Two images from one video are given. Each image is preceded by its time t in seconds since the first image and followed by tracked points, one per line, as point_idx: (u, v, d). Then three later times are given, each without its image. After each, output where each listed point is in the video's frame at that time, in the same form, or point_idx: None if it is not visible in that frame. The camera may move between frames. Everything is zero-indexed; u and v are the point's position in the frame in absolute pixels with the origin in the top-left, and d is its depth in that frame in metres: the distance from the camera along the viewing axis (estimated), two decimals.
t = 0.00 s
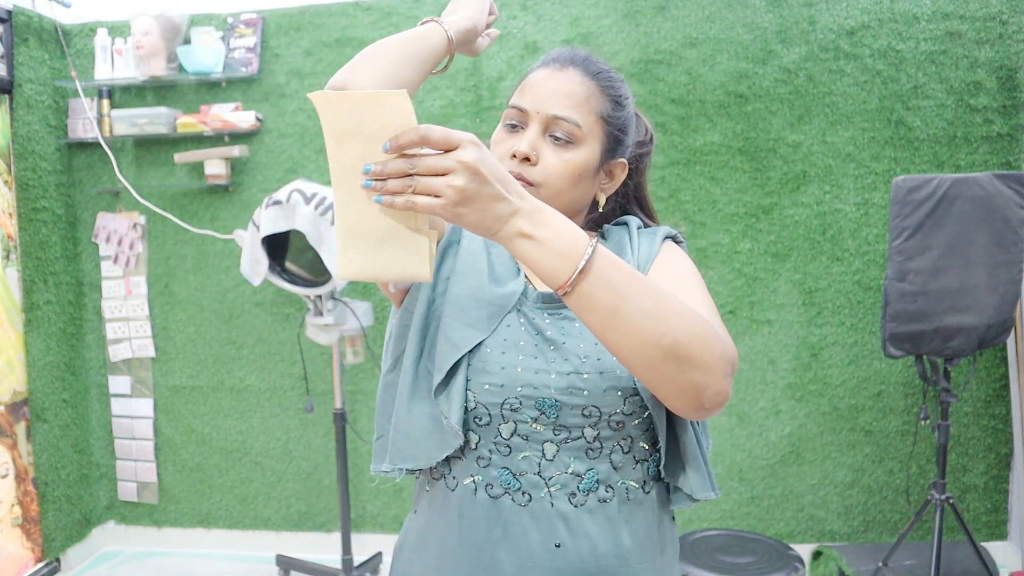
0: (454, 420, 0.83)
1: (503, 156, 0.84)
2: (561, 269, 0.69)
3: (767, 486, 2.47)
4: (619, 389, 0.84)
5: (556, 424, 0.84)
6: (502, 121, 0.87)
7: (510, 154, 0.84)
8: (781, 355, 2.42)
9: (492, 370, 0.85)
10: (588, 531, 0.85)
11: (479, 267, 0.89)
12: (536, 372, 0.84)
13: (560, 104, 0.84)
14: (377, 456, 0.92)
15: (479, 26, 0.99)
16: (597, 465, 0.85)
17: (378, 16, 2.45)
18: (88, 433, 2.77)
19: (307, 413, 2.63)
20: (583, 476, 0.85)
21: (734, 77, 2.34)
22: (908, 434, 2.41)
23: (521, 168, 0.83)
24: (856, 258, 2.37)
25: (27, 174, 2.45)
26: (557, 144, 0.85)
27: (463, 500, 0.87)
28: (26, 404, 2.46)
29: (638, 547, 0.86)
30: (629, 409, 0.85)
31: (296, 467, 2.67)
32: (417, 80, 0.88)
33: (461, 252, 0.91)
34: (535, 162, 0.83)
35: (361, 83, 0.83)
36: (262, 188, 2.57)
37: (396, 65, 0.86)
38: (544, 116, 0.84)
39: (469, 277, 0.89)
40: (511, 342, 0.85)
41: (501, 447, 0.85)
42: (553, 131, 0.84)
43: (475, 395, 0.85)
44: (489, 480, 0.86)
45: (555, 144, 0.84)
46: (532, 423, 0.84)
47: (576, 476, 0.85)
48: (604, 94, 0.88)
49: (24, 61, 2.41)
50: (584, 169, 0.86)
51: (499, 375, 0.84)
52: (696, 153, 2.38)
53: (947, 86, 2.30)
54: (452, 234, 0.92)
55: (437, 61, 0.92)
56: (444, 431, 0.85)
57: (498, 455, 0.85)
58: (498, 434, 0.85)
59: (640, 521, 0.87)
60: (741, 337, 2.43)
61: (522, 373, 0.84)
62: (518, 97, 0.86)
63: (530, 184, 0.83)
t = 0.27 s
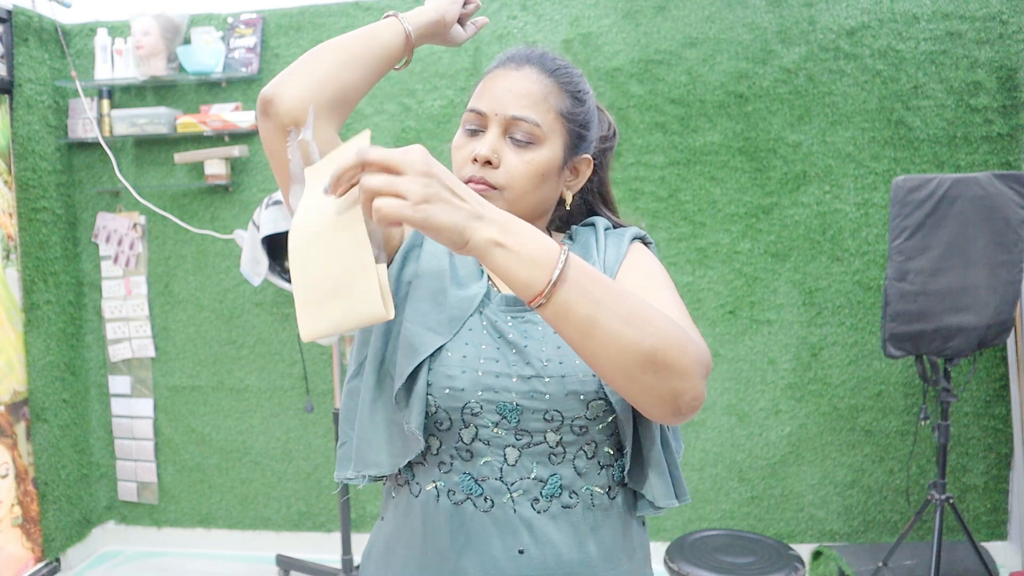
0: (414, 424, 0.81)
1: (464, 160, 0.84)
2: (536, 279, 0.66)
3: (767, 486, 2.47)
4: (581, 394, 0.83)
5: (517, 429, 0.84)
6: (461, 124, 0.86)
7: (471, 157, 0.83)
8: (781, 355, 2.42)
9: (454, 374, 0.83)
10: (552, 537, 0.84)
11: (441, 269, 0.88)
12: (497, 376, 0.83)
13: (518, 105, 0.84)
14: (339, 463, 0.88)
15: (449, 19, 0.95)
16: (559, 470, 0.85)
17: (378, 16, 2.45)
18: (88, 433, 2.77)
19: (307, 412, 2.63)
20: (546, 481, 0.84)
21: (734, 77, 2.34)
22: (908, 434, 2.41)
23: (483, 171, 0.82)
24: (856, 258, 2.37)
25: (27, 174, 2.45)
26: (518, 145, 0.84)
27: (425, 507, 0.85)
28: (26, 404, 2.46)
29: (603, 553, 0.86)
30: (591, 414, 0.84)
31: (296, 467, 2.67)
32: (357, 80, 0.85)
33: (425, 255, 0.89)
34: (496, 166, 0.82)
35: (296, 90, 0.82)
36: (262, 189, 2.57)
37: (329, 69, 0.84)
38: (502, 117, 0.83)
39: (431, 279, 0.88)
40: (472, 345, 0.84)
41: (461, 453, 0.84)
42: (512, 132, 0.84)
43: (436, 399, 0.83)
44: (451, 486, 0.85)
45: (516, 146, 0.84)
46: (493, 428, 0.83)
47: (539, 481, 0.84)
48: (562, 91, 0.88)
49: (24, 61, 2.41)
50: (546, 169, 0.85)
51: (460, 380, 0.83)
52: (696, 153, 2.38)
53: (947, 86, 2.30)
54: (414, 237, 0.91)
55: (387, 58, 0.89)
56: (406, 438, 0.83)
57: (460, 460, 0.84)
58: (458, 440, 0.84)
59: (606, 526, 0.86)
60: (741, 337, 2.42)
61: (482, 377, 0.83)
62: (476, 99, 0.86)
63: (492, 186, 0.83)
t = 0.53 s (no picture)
0: (403, 431, 0.81)
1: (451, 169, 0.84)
2: (507, 325, 0.61)
3: (767, 486, 2.47)
4: (567, 397, 0.83)
5: (503, 433, 0.84)
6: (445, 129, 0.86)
7: (457, 167, 0.83)
8: (781, 355, 2.42)
9: (439, 380, 0.84)
10: (540, 540, 0.85)
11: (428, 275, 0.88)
12: (482, 381, 0.83)
13: (503, 112, 0.83)
14: (337, 468, 0.88)
15: (430, 16, 0.87)
16: (547, 474, 0.85)
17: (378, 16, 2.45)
18: (88, 433, 2.77)
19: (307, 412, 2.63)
20: (534, 485, 0.85)
21: (734, 77, 2.34)
22: (908, 434, 2.41)
23: (470, 181, 0.83)
24: (856, 258, 2.37)
25: (27, 174, 2.45)
26: (503, 152, 0.84)
27: (415, 511, 0.87)
28: (26, 404, 2.46)
29: (594, 556, 0.86)
30: (578, 417, 0.84)
31: (296, 466, 2.67)
32: (328, 102, 0.79)
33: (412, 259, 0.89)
34: (483, 176, 0.83)
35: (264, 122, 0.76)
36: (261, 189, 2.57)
37: (296, 96, 0.78)
38: (486, 125, 0.83)
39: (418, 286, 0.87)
40: (458, 351, 0.85)
41: (449, 458, 0.85)
42: (497, 140, 0.83)
43: (422, 404, 0.84)
44: (440, 491, 0.86)
45: (501, 152, 0.84)
46: (479, 433, 0.84)
47: (527, 485, 0.85)
48: (546, 91, 0.86)
49: (24, 61, 2.41)
50: (533, 174, 0.85)
51: (445, 385, 0.84)
52: (696, 153, 2.38)
53: (947, 87, 2.30)
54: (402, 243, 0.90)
55: (362, 71, 0.82)
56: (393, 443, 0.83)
57: (447, 465, 0.85)
58: (445, 445, 0.85)
59: (597, 530, 0.86)
60: (741, 337, 2.43)
61: (467, 383, 0.83)
62: (458, 104, 0.85)
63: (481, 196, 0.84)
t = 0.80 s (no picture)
0: (399, 440, 0.82)
1: (450, 177, 0.83)
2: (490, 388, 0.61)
3: (767, 486, 2.47)
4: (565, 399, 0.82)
5: (501, 438, 0.83)
6: (439, 135, 0.85)
7: (457, 175, 0.83)
8: (781, 355, 2.42)
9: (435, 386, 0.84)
10: (540, 545, 0.84)
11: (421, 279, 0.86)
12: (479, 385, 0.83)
13: (499, 116, 0.83)
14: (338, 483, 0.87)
15: (401, 12, 0.83)
16: (547, 478, 0.84)
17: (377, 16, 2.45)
18: (88, 433, 2.77)
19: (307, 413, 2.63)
20: (534, 490, 0.84)
21: (734, 77, 2.34)
22: (908, 434, 2.41)
23: (473, 189, 0.83)
24: (856, 258, 2.37)
25: (27, 174, 2.45)
26: (501, 156, 0.83)
27: (414, 518, 0.87)
28: (26, 404, 2.46)
29: (593, 559, 0.86)
30: (575, 419, 0.84)
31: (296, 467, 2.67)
32: (296, 123, 0.77)
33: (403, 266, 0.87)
34: (484, 182, 0.83)
35: (230, 152, 0.76)
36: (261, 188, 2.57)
37: (259, 119, 0.76)
38: (484, 131, 0.83)
39: (412, 291, 0.86)
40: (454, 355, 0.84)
41: (447, 464, 0.85)
42: (495, 143, 0.83)
43: (419, 411, 0.85)
44: (438, 497, 0.86)
45: (500, 156, 0.83)
46: (477, 438, 0.84)
47: (526, 490, 0.84)
48: (536, 89, 0.86)
49: (24, 61, 2.41)
50: (533, 175, 0.85)
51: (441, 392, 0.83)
52: (696, 153, 2.38)
53: (947, 87, 2.30)
54: (393, 248, 0.88)
55: (334, 82, 0.80)
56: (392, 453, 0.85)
57: (446, 471, 0.85)
58: (443, 451, 0.85)
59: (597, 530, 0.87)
60: (741, 337, 2.42)
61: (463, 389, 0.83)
62: (450, 109, 0.84)
63: (483, 204, 0.84)
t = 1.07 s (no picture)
0: (425, 448, 0.81)
1: (460, 208, 0.83)
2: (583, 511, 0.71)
3: (767, 486, 2.47)
4: (590, 408, 0.82)
5: (524, 444, 0.84)
6: (441, 164, 0.83)
7: (467, 206, 0.83)
8: (781, 355, 2.42)
9: (459, 393, 0.83)
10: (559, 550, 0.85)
11: (434, 283, 0.85)
12: (503, 392, 0.83)
13: (502, 146, 0.81)
14: (343, 480, 0.89)
15: (411, 12, 0.82)
16: (567, 484, 0.85)
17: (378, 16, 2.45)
18: (88, 433, 2.77)
19: (307, 413, 2.63)
20: (554, 495, 0.85)
21: (734, 77, 2.34)
22: (908, 434, 2.41)
23: (484, 219, 0.84)
24: (856, 258, 2.37)
25: (27, 174, 2.45)
26: (510, 182, 0.83)
27: (433, 522, 0.86)
28: (26, 404, 2.46)
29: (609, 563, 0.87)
30: (598, 427, 0.83)
31: (296, 467, 2.67)
32: (291, 141, 0.77)
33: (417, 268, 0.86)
34: (496, 212, 0.83)
35: (224, 172, 0.75)
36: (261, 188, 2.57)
37: (254, 137, 0.75)
38: (488, 162, 0.81)
39: (426, 295, 0.85)
40: (477, 361, 0.84)
41: (469, 469, 0.85)
42: (502, 172, 0.82)
43: (441, 418, 0.83)
44: (459, 502, 0.86)
45: (508, 182, 0.83)
46: (500, 444, 0.84)
47: (546, 495, 0.85)
48: (536, 102, 0.84)
49: (24, 61, 2.41)
50: (542, 193, 0.85)
51: (465, 398, 0.82)
52: (696, 153, 2.38)
53: (947, 87, 2.30)
54: (403, 250, 0.88)
55: (329, 94, 0.79)
56: (414, 459, 0.84)
57: (467, 476, 0.85)
58: (465, 457, 0.84)
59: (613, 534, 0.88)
60: (741, 337, 2.43)
61: (488, 395, 0.82)
62: (451, 138, 0.82)
63: (496, 229, 0.85)
